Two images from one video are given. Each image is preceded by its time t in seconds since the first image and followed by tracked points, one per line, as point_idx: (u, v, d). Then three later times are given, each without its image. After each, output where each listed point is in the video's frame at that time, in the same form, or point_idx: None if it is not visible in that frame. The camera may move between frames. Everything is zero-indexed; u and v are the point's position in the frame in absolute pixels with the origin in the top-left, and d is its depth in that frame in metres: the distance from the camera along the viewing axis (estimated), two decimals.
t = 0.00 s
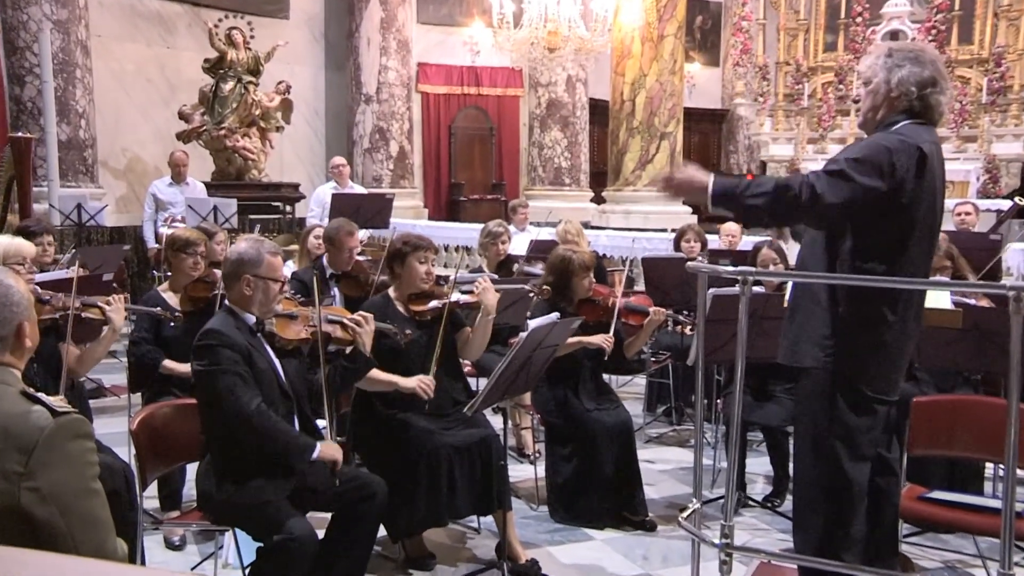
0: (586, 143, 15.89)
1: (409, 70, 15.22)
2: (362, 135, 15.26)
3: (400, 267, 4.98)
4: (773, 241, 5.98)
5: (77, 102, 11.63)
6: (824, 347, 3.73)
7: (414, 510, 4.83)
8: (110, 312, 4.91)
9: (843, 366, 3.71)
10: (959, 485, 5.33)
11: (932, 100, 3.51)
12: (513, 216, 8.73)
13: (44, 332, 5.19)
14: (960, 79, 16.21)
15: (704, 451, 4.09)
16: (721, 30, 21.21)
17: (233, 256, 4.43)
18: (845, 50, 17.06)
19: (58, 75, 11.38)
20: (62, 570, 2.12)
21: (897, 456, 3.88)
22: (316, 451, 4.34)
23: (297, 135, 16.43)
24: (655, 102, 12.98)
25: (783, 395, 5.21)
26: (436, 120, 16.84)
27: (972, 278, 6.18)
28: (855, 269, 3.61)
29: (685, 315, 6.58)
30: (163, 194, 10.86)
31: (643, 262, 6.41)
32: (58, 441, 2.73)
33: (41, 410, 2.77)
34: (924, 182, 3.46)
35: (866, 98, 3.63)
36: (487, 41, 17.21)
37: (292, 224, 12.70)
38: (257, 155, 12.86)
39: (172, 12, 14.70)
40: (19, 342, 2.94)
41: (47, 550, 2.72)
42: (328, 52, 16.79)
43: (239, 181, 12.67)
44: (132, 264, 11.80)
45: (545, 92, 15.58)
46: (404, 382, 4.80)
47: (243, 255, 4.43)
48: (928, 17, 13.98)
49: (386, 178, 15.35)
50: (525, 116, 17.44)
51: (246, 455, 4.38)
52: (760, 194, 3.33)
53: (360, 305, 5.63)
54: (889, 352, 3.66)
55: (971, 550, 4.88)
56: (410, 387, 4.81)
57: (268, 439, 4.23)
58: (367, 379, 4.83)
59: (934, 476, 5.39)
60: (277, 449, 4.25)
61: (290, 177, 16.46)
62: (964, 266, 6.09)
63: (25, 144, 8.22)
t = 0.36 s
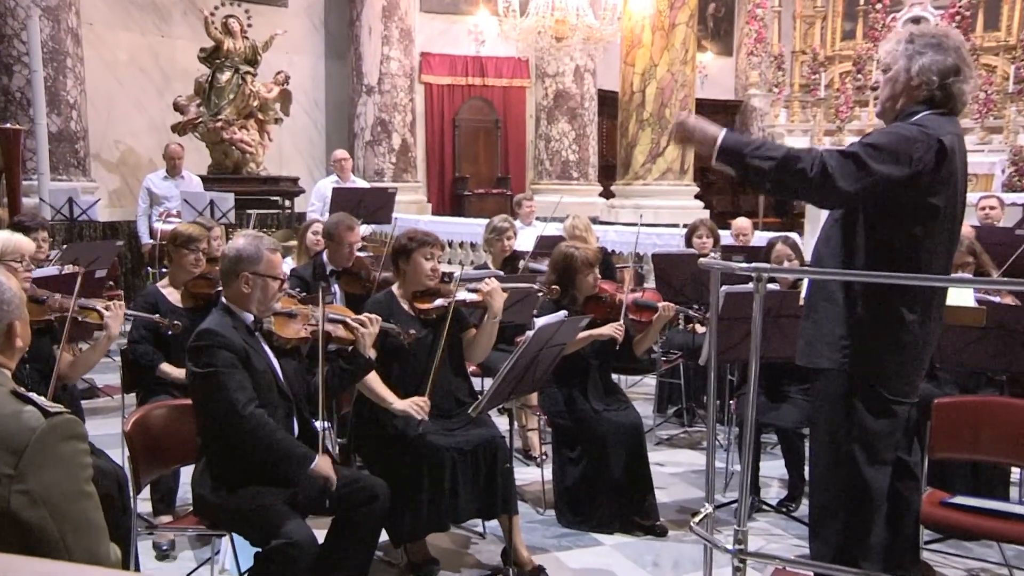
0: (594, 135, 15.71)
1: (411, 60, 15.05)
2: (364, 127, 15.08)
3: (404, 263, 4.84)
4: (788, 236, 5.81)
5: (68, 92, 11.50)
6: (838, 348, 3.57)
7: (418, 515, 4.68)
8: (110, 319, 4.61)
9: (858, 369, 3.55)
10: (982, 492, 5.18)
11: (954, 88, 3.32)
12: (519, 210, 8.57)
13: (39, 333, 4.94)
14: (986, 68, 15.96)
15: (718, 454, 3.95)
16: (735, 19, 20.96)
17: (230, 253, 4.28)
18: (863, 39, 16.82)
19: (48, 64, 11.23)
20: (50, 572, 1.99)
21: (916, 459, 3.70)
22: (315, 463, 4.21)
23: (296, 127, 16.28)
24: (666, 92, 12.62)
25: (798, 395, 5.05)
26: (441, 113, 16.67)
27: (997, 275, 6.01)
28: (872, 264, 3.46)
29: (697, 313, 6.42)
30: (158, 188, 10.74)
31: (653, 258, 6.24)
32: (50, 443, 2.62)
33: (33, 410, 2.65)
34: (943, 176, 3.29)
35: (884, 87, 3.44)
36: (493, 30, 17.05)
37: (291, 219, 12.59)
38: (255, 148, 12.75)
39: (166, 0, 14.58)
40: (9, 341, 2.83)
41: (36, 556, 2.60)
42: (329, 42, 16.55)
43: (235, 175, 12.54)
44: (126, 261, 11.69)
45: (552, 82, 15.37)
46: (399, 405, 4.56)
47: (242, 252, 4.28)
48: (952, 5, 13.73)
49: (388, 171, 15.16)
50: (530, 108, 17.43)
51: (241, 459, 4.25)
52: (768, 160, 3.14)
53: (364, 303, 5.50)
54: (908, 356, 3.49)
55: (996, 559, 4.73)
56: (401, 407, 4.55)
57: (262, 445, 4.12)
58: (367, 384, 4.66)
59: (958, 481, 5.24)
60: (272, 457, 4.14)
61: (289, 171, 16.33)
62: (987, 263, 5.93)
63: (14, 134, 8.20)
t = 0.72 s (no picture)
0: (604, 129, 15.55)
1: (415, 51, 14.89)
2: (366, 119, 14.94)
3: (407, 261, 4.69)
4: (806, 233, 5.65)
5: (61, 82, 11.35)
6: (858, 348, 3.41)
7: (422, 518, 4.54)
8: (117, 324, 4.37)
9: (880, 371, 3.38)
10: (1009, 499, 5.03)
11: (983, 81, 3.16)
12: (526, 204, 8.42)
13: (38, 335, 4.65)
14: (1013, 55, 15.71)
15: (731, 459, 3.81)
16: (750, 8, 20.72)
17: (229, 250, 4.12)
18: (883, 27, 16.55)
19: (40, 54, 11.07)
20: None
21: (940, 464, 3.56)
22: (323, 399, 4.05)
23: (294, 120, 16.19)
24: (678, 85, 12.30)
25: (816, 398, 4.89)
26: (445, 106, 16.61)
27: None
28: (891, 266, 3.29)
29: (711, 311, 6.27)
30: (154, 182, 10.65)
31: (665, 255, 6.08)
32: (43, 444, 2.49)
33: (28, 411, 2.53)
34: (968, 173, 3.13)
35: (910, 77, 3.28)
36: (499, 19, 16.90)
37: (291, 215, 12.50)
38: (255, 141, 12.63)
39: None
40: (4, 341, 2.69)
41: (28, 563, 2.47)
42: (329, 30, 16.35)
43: (233, 168, 12.42)
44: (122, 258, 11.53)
45: (560, 74, 15.15)
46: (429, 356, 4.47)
47: (241, 248, 4.12)
48: None
49: (391, 165, 15.09)
50: (540, 100, 17.16)
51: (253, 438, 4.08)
52: (772, 176, 3.11)
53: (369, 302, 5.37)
54: (934, 356, 3.34)
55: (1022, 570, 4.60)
56: (437, 359, 4.45)
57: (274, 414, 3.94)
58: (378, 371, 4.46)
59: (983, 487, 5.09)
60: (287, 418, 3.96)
61: (289, 165, 16.22)
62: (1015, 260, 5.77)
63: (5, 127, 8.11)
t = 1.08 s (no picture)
0: (616, 121, 15.25)
1: (422, 41, 14.71)
2: (372, 111, 14.68)
3: (413, 258, 4.55)
4: (826, 230, 5.48)
5: (56, 72, 11.24)
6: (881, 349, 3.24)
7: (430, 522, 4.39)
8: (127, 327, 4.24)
9: (908, 373, 3.20)
10: None
11: (1012, 70, 2.97)
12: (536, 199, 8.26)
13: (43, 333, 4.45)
14: None
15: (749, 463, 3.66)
16: None
17: (233, 245, 3.96)
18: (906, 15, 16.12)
19: (35, 42, 10.92)
20: None
21: (969, 471, 3.40)
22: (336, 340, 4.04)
23: (297, 112, 15.97)
24: (694, 76, 12.18)
25: (837, 401, 4.73)
26: (455, 99, 16.46)
27: None
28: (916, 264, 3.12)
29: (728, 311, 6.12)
30: (153, 175, 10.55)
31: (680, 253, 5.93)
32: (42, 446, 2.40)
33: (26, 410, 2.43)
34: (994, 164, 2.96)
35: (934, 64, 3.09)
36: (509, 9, 16.70)
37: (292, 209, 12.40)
38: (256, 134, 12.48)
39: None
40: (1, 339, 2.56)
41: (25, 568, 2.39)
42: (334, 21, 16.24)
43: (235, 161, 12.28)
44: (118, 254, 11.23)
45: (573, 65, 14.93)
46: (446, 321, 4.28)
47: (245, 243, 3.95)
48: None
49: (397, 159, 14.82)
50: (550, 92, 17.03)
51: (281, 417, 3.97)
52: (791, 124, 2.92)
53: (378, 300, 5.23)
54: (961, 358, 3.17)
55: None
56: (454, 322, 4.27)
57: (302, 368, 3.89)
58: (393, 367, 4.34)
59: (1011, 495, 4.91)
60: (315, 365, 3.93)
61: (291, 158, 15.99)
62: None
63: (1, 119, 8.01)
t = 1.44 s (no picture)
0: (633, 116, 14.84)
1: (432, 31, 14.38)
2: (380, 104, 14.49)
3: (426, 255, 4.41)
4: (852, 229, 5.31)
5: (54, 62, 11.17)
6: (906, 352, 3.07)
7: (441, 529, 4.24)
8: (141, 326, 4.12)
9: (942, 378, 3.02)
10: None
11: None
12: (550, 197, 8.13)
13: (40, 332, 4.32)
14: None
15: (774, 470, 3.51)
16: None
17: (239, 241, 3.81)
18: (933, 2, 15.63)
19: (32, 32, 10.81)
20: None
21: (1002, 479, 3.25)
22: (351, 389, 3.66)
23: (304, 104, 15.80)
24: (714, 68, 11.92)
25: (862, 405, 4.57)
26: (465, 91, 16.28)
27: None
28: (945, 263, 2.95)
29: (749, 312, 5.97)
30: (155, 170, 10.40)
31: (699, 252, 5.79)
32: (42, 447, 2.24)
33: (25, 410, 2.27)
34: None
35: (963, 56, 2.91)
36: None
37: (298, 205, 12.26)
38: (261, 127, 12.35)
39: None
40: None
41: None
42: (341, 11, 15.96)
43: (238, 155, 12.11)
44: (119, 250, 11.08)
45: (587, 56, 14.50)
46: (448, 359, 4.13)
47: (251, 239, 3.80)
48: None
49: (406, 154, 14.52)
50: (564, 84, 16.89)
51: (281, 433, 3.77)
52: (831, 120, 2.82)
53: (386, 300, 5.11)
54: (990, 362, 2.99)
55: None
56: (457, 362, 4.13)
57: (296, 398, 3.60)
58: (393, 378, 4.11)
59: None
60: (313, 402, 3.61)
61: (296, 152, 15.81)
62: None
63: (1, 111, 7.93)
